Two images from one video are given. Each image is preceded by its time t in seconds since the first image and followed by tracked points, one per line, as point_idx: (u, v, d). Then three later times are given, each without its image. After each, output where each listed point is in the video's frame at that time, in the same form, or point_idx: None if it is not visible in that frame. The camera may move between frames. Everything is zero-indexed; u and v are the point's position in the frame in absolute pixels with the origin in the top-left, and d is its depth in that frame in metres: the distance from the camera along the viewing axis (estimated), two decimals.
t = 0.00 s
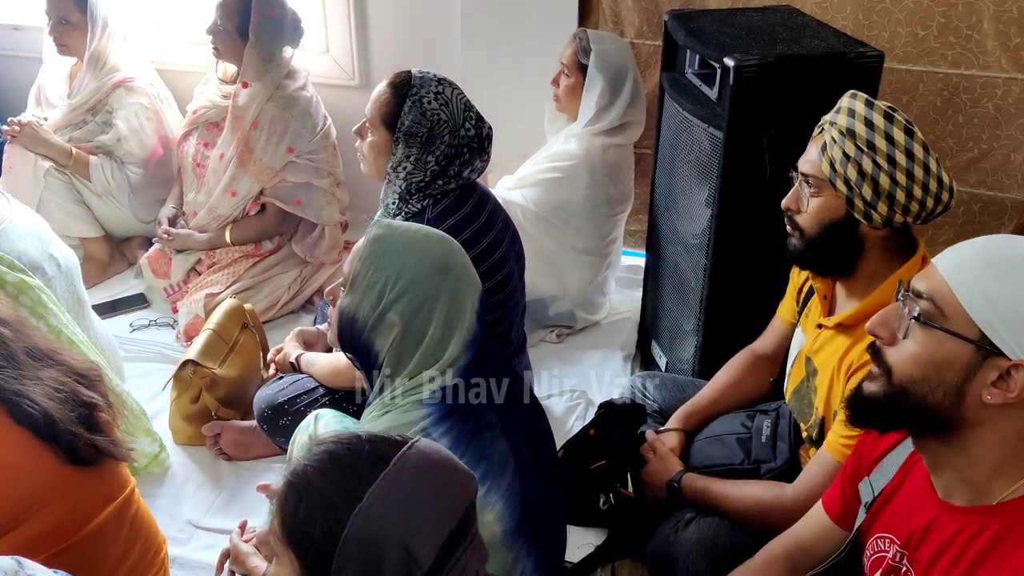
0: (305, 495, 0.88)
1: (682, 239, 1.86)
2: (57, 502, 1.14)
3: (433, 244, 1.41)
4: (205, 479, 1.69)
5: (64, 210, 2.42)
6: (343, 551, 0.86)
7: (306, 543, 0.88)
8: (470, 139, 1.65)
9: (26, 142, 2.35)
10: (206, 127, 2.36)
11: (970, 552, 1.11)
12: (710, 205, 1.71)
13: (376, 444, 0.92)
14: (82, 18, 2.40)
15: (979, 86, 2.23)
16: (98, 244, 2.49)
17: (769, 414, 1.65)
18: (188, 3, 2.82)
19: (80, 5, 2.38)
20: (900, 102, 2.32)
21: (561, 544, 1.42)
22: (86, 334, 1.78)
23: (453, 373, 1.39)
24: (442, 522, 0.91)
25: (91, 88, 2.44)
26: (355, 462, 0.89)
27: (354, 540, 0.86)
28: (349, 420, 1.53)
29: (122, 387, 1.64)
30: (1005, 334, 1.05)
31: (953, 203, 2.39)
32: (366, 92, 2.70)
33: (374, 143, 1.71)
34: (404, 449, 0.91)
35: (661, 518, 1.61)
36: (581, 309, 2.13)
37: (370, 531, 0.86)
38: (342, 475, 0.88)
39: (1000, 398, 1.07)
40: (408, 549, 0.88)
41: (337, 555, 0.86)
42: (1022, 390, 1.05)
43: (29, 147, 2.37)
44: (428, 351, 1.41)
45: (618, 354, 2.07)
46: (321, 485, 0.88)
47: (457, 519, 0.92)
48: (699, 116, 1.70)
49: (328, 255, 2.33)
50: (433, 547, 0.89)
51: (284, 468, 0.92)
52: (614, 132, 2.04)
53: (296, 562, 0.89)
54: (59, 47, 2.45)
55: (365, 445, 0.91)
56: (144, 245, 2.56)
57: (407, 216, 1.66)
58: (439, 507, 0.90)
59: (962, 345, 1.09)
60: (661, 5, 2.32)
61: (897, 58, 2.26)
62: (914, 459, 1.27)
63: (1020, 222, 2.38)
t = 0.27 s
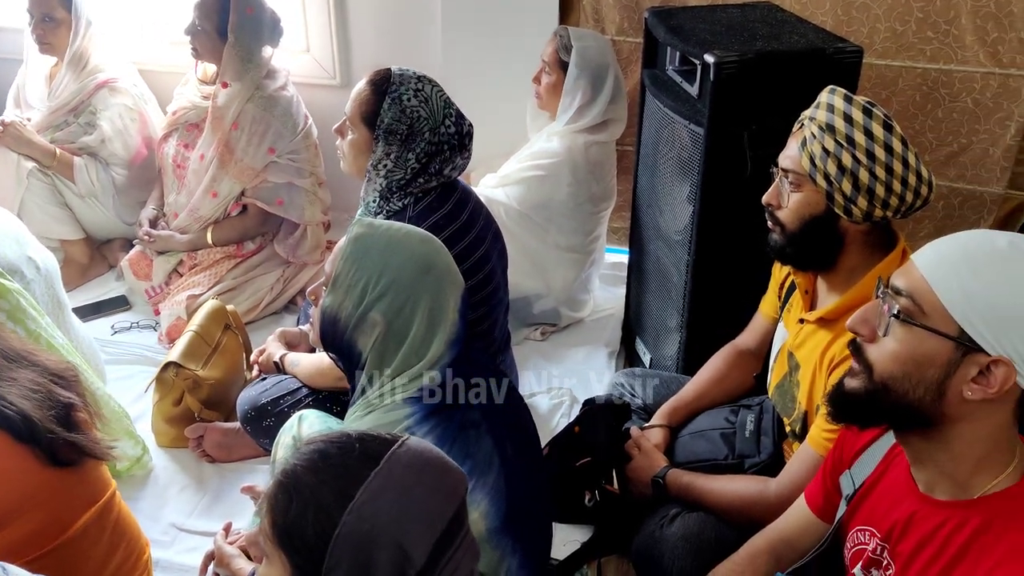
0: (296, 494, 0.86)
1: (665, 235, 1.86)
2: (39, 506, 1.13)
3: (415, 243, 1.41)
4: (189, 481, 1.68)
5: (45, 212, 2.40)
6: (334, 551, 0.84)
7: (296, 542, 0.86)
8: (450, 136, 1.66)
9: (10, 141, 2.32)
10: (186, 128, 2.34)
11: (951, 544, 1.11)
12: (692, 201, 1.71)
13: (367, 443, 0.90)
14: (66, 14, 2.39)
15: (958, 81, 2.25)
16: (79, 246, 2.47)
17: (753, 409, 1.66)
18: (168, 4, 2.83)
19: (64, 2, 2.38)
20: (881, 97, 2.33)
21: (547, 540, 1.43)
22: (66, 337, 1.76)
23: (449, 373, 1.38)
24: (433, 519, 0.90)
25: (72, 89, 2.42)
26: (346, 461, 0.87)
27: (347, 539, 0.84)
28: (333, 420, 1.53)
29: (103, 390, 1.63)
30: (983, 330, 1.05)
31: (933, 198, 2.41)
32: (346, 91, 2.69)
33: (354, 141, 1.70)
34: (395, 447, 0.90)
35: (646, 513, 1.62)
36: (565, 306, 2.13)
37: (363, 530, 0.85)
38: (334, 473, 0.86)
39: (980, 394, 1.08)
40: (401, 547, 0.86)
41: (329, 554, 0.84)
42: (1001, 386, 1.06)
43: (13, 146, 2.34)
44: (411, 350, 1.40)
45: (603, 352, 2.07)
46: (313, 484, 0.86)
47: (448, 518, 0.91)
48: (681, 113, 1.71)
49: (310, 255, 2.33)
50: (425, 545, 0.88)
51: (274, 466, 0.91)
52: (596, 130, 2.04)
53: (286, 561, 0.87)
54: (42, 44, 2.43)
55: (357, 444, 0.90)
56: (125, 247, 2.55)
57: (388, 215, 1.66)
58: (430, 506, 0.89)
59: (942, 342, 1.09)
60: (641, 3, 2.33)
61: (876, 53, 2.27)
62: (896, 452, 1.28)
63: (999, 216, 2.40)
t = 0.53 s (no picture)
0: (275, 497, 0.85)
1: (647, 233, 1.86)
2: (19, 511, 1.13)
3: (396, 244, 1.40)
4: (171, 483, 1.67)
5: (26, 214, 2.39)
6: (315, 553, 0.83)
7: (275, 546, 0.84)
8: (432, 135, 1.65)
9: None
10: (166, 129, 2.34)
11: (926, 538, 1.12)
12: (674, 199, 1.72)
13: (345, 445, 0.89)
14: (46, 14, 2.38)
15: (936, 76, 2.26)
16: (59, 248, 2.45)
17: (735, 405, 1.66)
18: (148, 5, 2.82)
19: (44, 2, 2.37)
20: (859, 93, 2.35)
21: (530, 539, 1.43)
22: (46, 340, 1.75)
23: (449, 373, 1.39)
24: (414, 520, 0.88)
25: (53, 91, 2.40)
26: (324, 464, 0.86)
27: (328, 541, 0.82)
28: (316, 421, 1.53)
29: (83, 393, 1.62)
30: (957, 325, 1.06)
31: (912, 193, 2.43)
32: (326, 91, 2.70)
33: (334, 141, 1.70)
34: (373, 449, 0.89)
35: (630, 510, 1.62)
36: (548, 304, 2.14)
37: (345, 532, 0.83)
38: (313, 475, 0.85)
39: (955, 387, 1.09)
40: (383, 549, 0.84)
41: (309, 557, 0.82)
42: (976, 379, 1.07)
43: None
44: (393, 350, 1.40)
45: (586, 350, 2.07)
46: (292, 486, 0.85)
47: (428, 519, 0.89)
48: (661, 111, 1.71)
49: (292, 256, 2.33)
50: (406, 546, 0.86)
51: (252, 471, 0.89)
52: (578, 128, 2.05)
53: (266, 566, 0.85)
54: (21, 45, 2.42)
55: (334, 446, 0.88)
56: (106, 248, 2.54)
57: (369, 215, 1.66)
58: (410, 507, 0.87)
59: (919, 338, 1.10)
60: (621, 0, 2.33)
61: (855, 49, 2.29)
62: (875, 446, 1.29)
63: (977, 211, 2.42)
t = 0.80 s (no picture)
0: (232, 503, 0.85)
1: (627, 230, 1.87)
2: None
3: (374, 242, 1.41)
4: (152, 486, 1.67)
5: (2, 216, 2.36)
6: (276, 557, 0.83)
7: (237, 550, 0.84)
8: (410, 134, 1.65)
9: None
10: (143, 130, 2.32)
11: (903, 526, 1.13)
12: (653, 195, 1.72)
13: (303, 448, 0.89)
14: (19, 14, 2.36)
15: (912, 71, 2.28)
16: (37, 251, 2.43)
17: (715, 400, 1.68)
18: (123, 6, 2.81)
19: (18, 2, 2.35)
20: (837, 89, 2.36)
21: (511, 536, 1.43)
22: (22, 343, 1.73)
23: (449, 373, 1.38)
24: (375, 520, 0.88)
25: (28, 91, 2.38)
26: (283, 467, 0.86)
27: (290, 544, 0.82)
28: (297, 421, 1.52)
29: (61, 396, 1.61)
30: (928, 313, 1.08)
31: (890, 187, 2.45)
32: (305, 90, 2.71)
33: (313, 140, 1.69)
34: (332, 450, 0.89)
35: (612, 506, 1.62)
36: (530, 302, 2.14)
37: (305, 534, 0.83)
38: (273, 480, 0.85)
39: (926, 374, 1.10)
40: (345, 550, 0.85)
41: (269, 561, 0.83)
42: (946, 366, 1.08)
43: None
44: (371, 349, 1.39)
45: (568, 347, 2.08)
46: (252, 490, 0.85)
47: (388, 519, 0.90)
48: (639, 108, 1.71)
49: (272, 256, 2.32)
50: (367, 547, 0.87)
51: (212, 476, 0.88)
52: (558, 125, 2.05)
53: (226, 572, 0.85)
54: None
55: (292, 449, 0.88)
56: (84, 251, 2.52)
57: (349, 214, 1.65)
58: (371, 507, 0.88)
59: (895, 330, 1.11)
60: None
61: (832, 45, 2.30)
62: (852, 439, 1.30)
63: (954, 204, 2.43)
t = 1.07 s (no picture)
0: (182, 508, 0.83)
1: (605, 226, 1.87)
2: None
3: (349, 242, 1.40)
4: (130, 489, 1.66)
5: None
6: (228, 561, 0.81)
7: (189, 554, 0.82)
8: (388, 132, 1.64)
9: None
10: (117, 130, 2.30)
11: (875, 514, 1.14)
12: (631, 191, 1.72)
13: (255, 450, 0.87)
14: None
15: (887, 66, 2.30)
16: (11, 253, 2.41)
17: (694, 395, 1.68)
18: (96, 5, 2.79)
19: None
20: (813, 84, 2.38)
21: (490, 534, 1.43)
22: None
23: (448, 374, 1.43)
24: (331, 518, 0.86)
25: None
26: (233, 469, 0.84)
27: (241, 547, 0.81)
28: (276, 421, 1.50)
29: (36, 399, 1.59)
30: (896, 302, 1.09)
31: (866, 182, 2.47)
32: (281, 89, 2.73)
33: (289, 139, 1.69)
34: (284, 452, 0.87)
35: (592, 502, 1.63)
36: (509, 300, 2.15)
37: (257, 535, 0.81)
38: (221, 485, 0.83)
39: (895, 362, 1.11)
40: (298, 550, 0.83)
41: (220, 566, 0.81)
42: (914, 354, 1.10)
43: None
44: (348, 348, 1.38)
45: (548, 344, 2.08)
46: (201, 496, 0.83)
47: (345, 516, 0.87)
48: (616, 104, 1.71)
49: (249, 255, 2.32)
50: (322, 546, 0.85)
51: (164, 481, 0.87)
52: (535, 122, 2.05)
53: None
54: None
55: (244, 451, 0.86)
56: (59, 252, 2.50)
57: (325, 213, 1.65)
58: (328, 505, 0.86)
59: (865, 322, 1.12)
60: None
61: (807, 41, 2.32)
62: (826, 431, 1.31)
63: (930, 198, 2.45)
